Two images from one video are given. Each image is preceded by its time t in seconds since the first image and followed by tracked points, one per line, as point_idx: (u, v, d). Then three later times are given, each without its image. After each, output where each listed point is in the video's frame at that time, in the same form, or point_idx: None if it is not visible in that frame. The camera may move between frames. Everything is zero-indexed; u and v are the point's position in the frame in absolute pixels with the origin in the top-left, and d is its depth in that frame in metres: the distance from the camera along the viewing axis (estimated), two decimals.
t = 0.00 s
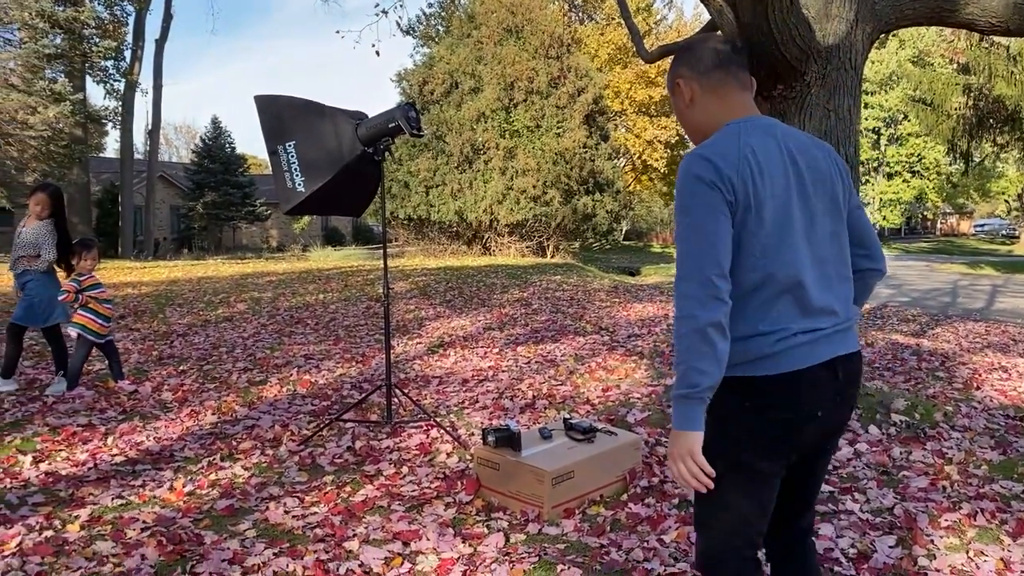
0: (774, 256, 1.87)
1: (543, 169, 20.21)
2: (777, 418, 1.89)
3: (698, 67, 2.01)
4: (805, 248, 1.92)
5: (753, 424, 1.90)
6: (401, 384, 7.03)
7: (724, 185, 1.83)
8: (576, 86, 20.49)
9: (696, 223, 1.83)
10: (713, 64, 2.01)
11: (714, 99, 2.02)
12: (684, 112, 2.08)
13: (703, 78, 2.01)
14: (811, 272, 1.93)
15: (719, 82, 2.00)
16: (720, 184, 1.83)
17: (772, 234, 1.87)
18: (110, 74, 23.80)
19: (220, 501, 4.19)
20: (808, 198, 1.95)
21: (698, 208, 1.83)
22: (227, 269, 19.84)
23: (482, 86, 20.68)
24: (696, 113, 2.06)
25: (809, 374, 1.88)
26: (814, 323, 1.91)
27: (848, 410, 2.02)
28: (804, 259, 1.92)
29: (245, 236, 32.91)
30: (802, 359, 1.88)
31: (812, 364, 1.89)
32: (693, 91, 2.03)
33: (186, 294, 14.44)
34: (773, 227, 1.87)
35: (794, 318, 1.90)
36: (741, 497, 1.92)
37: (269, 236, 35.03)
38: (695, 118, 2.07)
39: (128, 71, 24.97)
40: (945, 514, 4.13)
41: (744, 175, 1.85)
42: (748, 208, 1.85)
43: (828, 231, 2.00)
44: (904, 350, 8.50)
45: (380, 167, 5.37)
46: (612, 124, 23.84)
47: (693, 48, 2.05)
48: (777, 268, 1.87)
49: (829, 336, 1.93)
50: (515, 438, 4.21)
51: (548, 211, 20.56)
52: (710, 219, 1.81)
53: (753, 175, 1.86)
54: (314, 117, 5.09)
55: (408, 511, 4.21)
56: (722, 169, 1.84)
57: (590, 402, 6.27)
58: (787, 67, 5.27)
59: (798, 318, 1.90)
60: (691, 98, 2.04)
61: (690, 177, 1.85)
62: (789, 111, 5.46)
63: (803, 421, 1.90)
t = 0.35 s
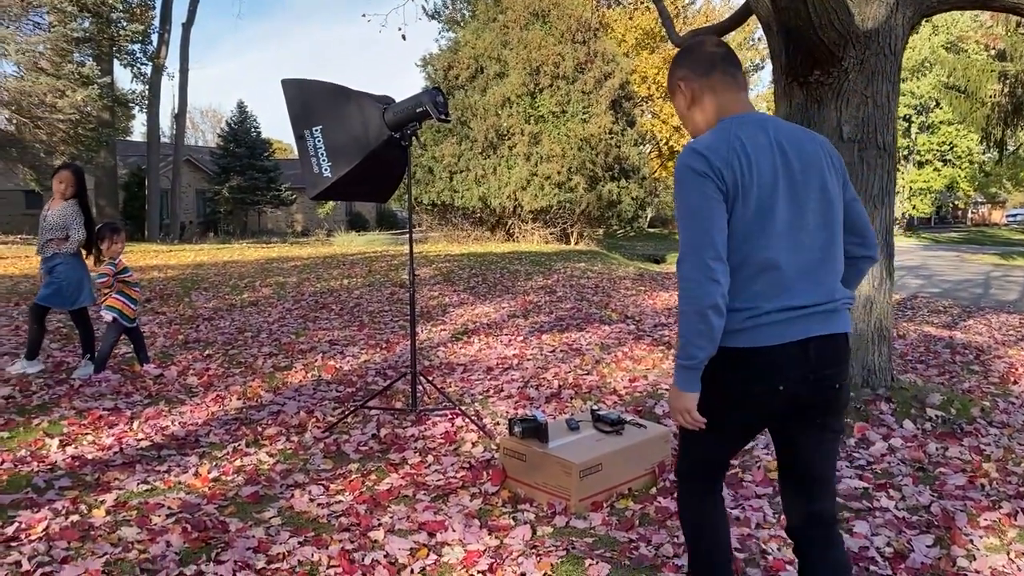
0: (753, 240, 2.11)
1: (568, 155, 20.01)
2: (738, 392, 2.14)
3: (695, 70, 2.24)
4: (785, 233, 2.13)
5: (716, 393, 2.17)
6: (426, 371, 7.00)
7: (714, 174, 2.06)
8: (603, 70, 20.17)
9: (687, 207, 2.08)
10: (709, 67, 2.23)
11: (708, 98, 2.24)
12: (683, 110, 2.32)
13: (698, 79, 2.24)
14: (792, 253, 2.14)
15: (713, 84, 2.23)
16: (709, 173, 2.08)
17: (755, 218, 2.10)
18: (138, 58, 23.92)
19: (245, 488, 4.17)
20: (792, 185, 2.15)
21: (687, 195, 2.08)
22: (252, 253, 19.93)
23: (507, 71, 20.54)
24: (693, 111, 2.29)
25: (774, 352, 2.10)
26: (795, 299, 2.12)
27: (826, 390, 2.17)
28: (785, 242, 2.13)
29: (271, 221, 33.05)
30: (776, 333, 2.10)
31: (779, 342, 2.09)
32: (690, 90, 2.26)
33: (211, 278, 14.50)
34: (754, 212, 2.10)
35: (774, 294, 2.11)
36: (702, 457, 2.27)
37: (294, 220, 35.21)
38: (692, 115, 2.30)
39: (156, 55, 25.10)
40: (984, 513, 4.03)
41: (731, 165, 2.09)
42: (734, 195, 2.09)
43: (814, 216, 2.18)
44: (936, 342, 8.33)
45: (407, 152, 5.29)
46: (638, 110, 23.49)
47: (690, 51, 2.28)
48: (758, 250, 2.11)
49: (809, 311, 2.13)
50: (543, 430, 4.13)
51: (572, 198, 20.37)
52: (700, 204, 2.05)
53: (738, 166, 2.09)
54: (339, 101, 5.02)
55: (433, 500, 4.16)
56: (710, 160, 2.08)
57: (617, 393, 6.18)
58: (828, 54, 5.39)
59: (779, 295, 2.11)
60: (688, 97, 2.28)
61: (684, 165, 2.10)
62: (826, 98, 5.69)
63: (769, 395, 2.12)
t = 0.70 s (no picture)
0: (722, 248, 2.29)
1: (599, 141, 19.73)
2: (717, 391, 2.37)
3: (648, 105, 2.48)
4: (752, 237, 2.32)
5: (704, 394, 2.38)
6: (455, 359, 6.92)
7: (684, 190, 2.24)
8: (636, 55, 19.69)
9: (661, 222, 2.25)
10: (656, 104, 2.47)
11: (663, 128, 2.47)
12: (640, 143, 2.55)
13: (651, 112, 2.48)
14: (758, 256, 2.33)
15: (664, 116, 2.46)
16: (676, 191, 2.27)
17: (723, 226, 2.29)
18: (172, 41, 24.07)
19: (274, 476, 4.14)
20: (756, 191, 2.34)
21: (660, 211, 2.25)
22: (282, 237, 20.03)
23: (539, 55, 20.38)
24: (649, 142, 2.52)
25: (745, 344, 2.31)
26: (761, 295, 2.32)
27: (795, 378, 2.37)
28: (753, 244, 2.32)
29: (302, 204, 33.22)
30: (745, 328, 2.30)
31: (752, 335, 2.30)
32: (644, 124, 2.49)
33: (243, 261, 14.58)
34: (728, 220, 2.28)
35: (746, 292, 2.30)
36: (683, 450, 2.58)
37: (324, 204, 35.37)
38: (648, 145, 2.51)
39: (189, 38, 25.23)
40: None
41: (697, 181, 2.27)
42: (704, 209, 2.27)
43: (773, 220, 2.39)
44: (978, 336, 8.06)
45: (440, 137, 5.17)
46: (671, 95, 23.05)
47: (639, 91, 2.51)
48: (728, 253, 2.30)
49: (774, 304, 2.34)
50: (576, 424, 4.02)
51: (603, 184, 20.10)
52: (669, 219, 2.23)
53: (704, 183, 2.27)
54: (371, 84, 4.95)
55: (463, 494, 4.08)
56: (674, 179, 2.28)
57: (650, 385, 6.04)
58: (875, 37, 5.30)
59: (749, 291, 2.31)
60: (643, 129, 2.51)
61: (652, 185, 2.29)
62: (873, 84, 5.53)
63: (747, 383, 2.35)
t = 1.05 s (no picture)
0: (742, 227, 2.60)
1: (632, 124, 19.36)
2: (750, 364, 2.58)
3: (640, 129, 2.80)
4: (765, 215, 2.65)
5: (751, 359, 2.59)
6: (486, 345, 6.82)
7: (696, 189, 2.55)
8: (670, 37, 19.22)
9: (686, 219, 2.52)
10: (648, 125, 2.80)
11: (659, 144, 2.78)
12: (637, 163, 2.86)
13: (643, 134, 2.80)
14: (778, 234, 2.64)
15: (658, 135, 2.78)
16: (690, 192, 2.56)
17: (739, 212, 2.59)
18: (205, 20, 24.14)
19: (305, 463, 4.10)
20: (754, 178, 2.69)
21: (685, 209, 2.53)
22: (313, 218, 20.09)
23: (572, 37, 20.12)
24: (645, 160, 2.84)
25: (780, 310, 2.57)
26: (789, 266, 2.60)
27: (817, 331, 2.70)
28: (769, 223, 2.64)
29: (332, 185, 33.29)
30: (777, 297, 2.57)
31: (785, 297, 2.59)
32: (639, 147, 2.81)
33: (274, 242, 14.61)
34: (741, 207, 2.59)
35: (772, 266, 2.58)
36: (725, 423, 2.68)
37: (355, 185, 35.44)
38: (646, 163, 2.82)
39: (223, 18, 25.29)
40: None
41: (707, 180, 2.58)
42: (720, 201, 2.57)
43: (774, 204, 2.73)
44: None
45: (475, 118, 5.03)
46: (706, 78, 22.52)
47: (630, 119, 2.84)
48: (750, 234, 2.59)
49: (799, 272, 2.62)
50: (613, 416, 3.91)
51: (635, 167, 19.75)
52: (694, 214, 2.51)
53: (714, 179, 2.59)
54: (407, 65, 4.83)
55: (496, 485, 3.98)
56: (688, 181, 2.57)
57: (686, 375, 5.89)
58: (929, 17, 5.09)
59: (775, 264, 2.58)
60: (639, 151, 2.82)
61: (668, 190, 2.57)
62: (926, 67, 5.30)
63: (785, 347, 2.60)
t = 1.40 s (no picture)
0: (797, 224, 2.82)
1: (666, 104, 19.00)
2: (831, 339, 2.80)
3: (669, 171, 2.98)
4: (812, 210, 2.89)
5: (840, 327, 2.80)
6: (517, 330, 6.72)
7: (751, 199, 2.74)
8: (707, 16, 18.79)
9: (760, 229, 2.67)
10: (678, 167, 2.98)
11: (692, 180, 2.94)
12: (673, 205, 2.99)
13: (674, 176, 2.97)
14: (829, 222, 2.89)
15: (689, 173, 2.95)
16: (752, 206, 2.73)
17: (793, 211, 2.82)
18: None
19: (334, 448, 4.04)
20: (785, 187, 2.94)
21: (752, 223, 2.68)
22: (344, 197, 20.11)
23: (607, 16, 19.71)
24: (679, 201, 2.99)
25: (851, 282, 2.81)
26: (847, 243, 2.86)
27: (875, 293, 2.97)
28: (818, 215, 2.88)
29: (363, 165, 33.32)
30: (847, 269, 2.82)
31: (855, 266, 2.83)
32: (674, 186, 2.96)
33: (305, 221, 14.63)
34: (794, 207, 2.83)
35: (832, 247, 2.81)
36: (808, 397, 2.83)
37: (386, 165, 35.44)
38: (683, 202, 2.96)
39: None
40: None
41: (759, 192, 2.79)
42: (774, 208, 2.79)
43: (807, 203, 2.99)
44: None
45: (510, 97, 4.91)
46: (743, 60, 22.01)
47: (658, 165, 3.02)
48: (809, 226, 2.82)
49: (855, 247, 2.88)
50: (650, 408, 3.78)
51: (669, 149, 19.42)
52: (760, 223, 2.68)
53: (764, 191, 2.80)
54: (440, 41, 4.71)
55: (528, 475, 3.88)
56: (744, 198, 2.74)
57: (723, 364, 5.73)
58: None
59: (837, 247, 2.83)
60: (674, 192, 2.96)
61: (732, 207, 2.71)
62: (983, 48, 5.03)
63: (863, 314, 2.82)
